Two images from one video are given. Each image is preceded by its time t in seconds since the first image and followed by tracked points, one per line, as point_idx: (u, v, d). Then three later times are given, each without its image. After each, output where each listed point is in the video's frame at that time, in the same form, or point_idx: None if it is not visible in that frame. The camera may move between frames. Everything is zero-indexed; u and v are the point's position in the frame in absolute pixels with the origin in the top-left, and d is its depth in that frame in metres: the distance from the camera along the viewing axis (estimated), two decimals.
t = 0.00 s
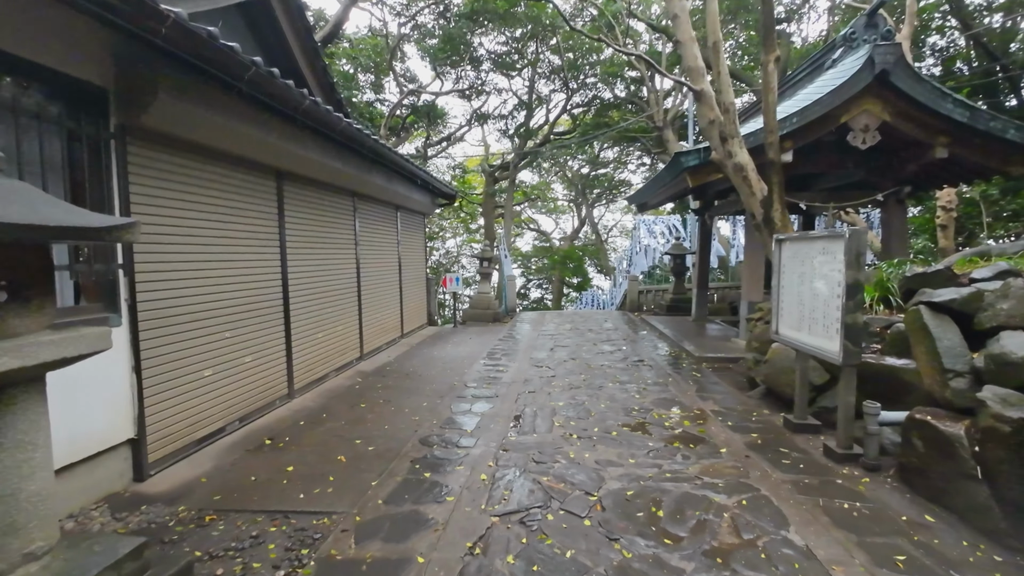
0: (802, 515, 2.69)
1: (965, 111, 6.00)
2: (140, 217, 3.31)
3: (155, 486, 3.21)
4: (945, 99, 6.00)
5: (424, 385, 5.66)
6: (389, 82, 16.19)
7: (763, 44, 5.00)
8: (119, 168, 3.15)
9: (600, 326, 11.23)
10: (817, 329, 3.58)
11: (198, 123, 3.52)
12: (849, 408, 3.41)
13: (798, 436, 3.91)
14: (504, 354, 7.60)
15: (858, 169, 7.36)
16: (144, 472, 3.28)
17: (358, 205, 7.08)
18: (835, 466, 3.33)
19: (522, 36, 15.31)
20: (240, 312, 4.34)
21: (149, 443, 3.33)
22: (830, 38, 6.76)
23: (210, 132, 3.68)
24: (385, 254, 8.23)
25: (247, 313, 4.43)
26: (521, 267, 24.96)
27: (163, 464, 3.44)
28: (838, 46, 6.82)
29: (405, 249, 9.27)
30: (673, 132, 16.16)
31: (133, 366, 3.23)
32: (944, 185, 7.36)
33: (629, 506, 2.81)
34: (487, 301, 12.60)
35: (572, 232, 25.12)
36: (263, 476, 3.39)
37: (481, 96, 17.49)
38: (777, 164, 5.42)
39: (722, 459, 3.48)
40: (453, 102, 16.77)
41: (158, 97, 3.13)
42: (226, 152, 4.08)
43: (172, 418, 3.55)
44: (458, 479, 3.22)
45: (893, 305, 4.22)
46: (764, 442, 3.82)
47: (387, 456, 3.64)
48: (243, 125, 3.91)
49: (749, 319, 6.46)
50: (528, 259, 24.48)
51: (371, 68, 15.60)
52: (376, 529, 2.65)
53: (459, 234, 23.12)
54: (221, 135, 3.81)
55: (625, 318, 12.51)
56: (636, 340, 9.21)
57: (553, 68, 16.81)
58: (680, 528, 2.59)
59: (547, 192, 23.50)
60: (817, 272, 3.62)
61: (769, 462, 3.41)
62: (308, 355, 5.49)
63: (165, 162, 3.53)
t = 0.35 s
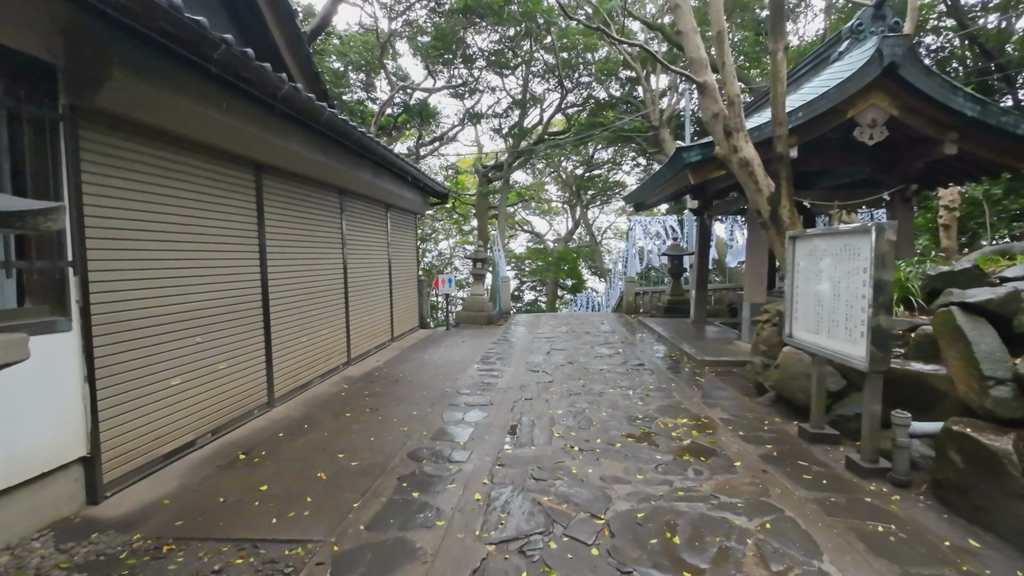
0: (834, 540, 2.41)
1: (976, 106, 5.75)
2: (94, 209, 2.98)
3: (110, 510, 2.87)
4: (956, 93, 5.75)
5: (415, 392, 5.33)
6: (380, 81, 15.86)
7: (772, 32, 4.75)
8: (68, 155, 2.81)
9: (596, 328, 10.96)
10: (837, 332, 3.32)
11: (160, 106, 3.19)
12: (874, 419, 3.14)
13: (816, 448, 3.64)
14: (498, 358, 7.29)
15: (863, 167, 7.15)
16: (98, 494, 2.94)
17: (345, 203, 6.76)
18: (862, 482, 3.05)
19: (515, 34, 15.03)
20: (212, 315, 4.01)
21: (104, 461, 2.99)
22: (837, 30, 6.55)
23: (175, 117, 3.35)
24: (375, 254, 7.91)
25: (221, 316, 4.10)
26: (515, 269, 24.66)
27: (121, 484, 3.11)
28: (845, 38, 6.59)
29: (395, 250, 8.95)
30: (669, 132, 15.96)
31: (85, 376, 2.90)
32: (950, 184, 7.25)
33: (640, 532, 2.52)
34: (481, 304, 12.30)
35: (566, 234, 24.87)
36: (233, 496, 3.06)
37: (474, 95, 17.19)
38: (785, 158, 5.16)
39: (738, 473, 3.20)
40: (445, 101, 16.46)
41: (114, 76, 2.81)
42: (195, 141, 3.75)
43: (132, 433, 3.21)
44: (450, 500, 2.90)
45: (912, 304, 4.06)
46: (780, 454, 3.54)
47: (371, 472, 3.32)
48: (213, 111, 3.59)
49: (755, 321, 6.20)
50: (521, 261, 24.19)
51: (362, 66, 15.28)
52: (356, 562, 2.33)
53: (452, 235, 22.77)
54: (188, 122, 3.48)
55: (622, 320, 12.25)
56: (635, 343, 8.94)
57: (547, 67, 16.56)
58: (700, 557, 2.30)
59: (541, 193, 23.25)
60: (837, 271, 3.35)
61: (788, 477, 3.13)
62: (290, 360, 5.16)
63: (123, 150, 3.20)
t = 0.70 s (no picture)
0: None
1: (999, 98, 5.50)
2: (47, 197, 2.63)
3: (66, 541, 2.52)
4: (978, 85, 5.49)
5: (412, 399, 4.99)
6: (373, 78, 15.46)
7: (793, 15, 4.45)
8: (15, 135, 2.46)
9: (597, 330, 10.66)
10: (879, 335, 3.02)
11: (126, 81, 2.85)
12: (923, 432, 2.84)
13: (851, 461, 3.34)
14: (497, 362, 6.95)
15: (878, 162, 6.89)
16: (54, 521, 2.59)
17: (338, 199, 6.42)
18: (911, 502, 2.75)
19: (512, 31, 14.70)
20: (189, 317, 3.65)
21: (61, 483, 2.64)
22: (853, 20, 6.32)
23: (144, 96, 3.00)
24: (369, 253, 7.56)
25: (198, 318, 3.74)
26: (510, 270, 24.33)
27: (82, 508, 2.76)
28: (861, 26, 6.35)
29: (390, 249, 8.60)
30: (668, 130, 15.70)
31: (37, 386, 2.54)
32: (964, 180, 7.10)
33: (675, 566, 2.20)
34: (478, 305, 11.95)
35: (562, 234, 24.59)
36: (208, 522, 2.71)
37: (470, 93, 16.84)
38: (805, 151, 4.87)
39: (773, 493, 2.89)
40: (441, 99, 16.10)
41: (71, 45, 2.46)
42: (169, 125, 3.41)
43: (95, 450, 2.86)
44: (455, 527, 2.57)
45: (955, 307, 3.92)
46: (815, 468, 3.24)
47: (365, 493, 2.98)
48: (188, 90, 3.24)
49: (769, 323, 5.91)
50: (517, 262, 23.86)
51: (355, 62, 14.87)
52: None
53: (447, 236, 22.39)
54: (158, 101, 3.13)
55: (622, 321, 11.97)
56: (639, 345, 8.64)
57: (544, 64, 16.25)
58: None
59: (536, 193, 22.95)
60: (878, 268, 3.05)
61: (829, 497, 2.83)
62: (278, 366, 4.81)
63: (84, 132, 2.85)
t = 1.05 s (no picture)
0: None
1: (1021, 91, 5.24)
2: None
3: None
4: (999, 77, 5.23)
5: (407, 409, 4.66)
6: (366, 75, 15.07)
7: None
8: None
9: (596, 332, 10.36)
10: (928, 342, 2.74)
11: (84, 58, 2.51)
12: (978, 451, 2.56)
13: (891, 479, 3.06)
14: (497, 367, 6.62)
15: (890, 159, 6.66)
16: None
17: (328, 196, 6.06)
18: (968, 528, 2.47)
19: (508, 28, 14.39)
20: (159, 323, 3.30)
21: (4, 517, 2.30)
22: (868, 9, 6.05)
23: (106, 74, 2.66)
24: (361, 253, 7.21)
25: (172, 323, 3.40)
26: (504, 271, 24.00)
27: (29, 543, 2.41)
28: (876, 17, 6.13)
29: (384, 249, 8.25)
30: (666, 129, 15.44)
31: None
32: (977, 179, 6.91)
33: None
34: (473, 307, 11.62)
35: (557, 235, 24.29)
36: (176, 558, 2.37)
37: (465, 91, 16.51)
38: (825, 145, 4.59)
39: (814, 518, 2.59)
40: (435, 97, 15.75)
41: (16, 11, 2.10)
42: (137, 109, 3.07)
43: (47, 476, 2.51)
44: (460, 563, 2.25)
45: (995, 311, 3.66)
46: (853, 488, 2.95)
47: (357, 520, 2.65)
48: (158, 69, 2.90)
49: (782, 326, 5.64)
50: (511, 263, 23.54)
51: (347, 58, 14.47)
52: None
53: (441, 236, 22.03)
54: (122, 80, 2.79)
55: (621, 323, 11.69)
56: (641, 349, 8.35)
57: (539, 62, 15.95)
58: None
59: (531, 193, 22.65)
60: (926, 267, 2.77)
61: (875, 523, 2.54)
62: (262, 374, 4.46)
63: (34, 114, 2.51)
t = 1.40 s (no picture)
0: None
1: None
2: None
3: None
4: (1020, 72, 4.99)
5: (405, 423, 4.34)
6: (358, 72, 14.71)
7: None
8: None
9: (596, 336, 10.09)
10: (985, 353, 2.49)
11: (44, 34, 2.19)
12: None
13: (938, 502, 2.80)
14: (497, 375, 6.31)
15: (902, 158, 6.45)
16: None
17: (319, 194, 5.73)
18: None
19: (503, 25, 14.10)
20: (133, 333, 2.98)
21: None
22: None
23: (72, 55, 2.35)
24: (354, 254, 6.88)
25: (148, 333, 3.09)
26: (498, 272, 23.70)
27: None
28: (893, 9, 5.95)
29: (377, 250, 7.92)
30: (664, 129, 15.23)
31: None
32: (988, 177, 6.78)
33: None
34: (469, 309, 11.30)
35: (551, 236, 24.02)
36: None
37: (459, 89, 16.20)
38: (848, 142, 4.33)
39: (865, 552, 2.32)
40: (428, 95, 15.42)
41: None
42: (110, 95, 2.75)
43: None
44: None
45: None
46: (899, 513, 2.69)
47: (354, 558, 2.34)
48: (132, 51, 2.59)
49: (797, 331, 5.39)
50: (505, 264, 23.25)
51: (339, 55, 14.11)
52: None
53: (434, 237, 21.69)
54: (91, 63, 2.48)
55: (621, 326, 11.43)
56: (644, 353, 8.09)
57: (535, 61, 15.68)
58: None
59: (525, 193, 22.36)
60: (982, 270, 2.52)
61: (934, 557, 2.27)
62: (248, 386, 4.13)
63: None
